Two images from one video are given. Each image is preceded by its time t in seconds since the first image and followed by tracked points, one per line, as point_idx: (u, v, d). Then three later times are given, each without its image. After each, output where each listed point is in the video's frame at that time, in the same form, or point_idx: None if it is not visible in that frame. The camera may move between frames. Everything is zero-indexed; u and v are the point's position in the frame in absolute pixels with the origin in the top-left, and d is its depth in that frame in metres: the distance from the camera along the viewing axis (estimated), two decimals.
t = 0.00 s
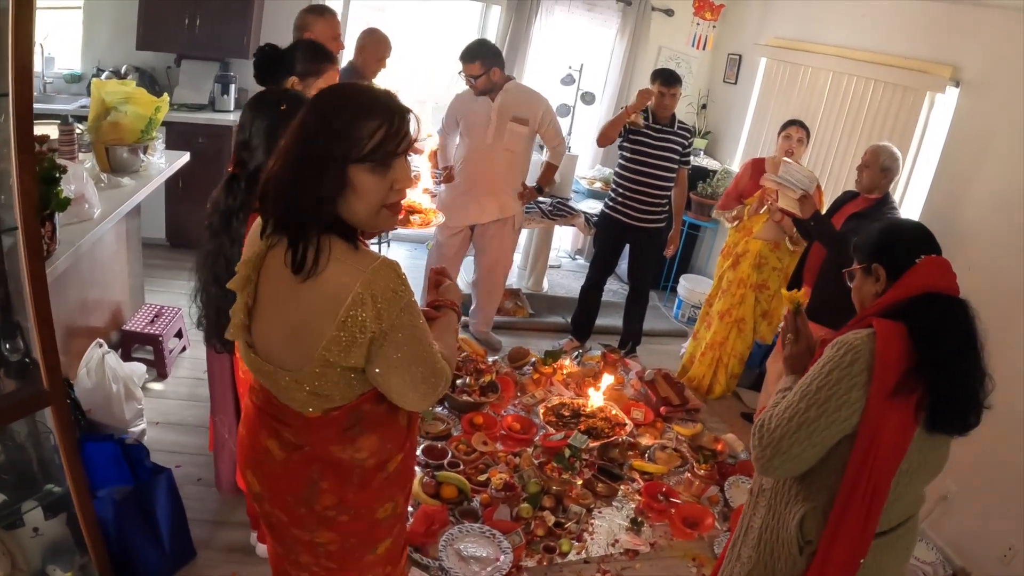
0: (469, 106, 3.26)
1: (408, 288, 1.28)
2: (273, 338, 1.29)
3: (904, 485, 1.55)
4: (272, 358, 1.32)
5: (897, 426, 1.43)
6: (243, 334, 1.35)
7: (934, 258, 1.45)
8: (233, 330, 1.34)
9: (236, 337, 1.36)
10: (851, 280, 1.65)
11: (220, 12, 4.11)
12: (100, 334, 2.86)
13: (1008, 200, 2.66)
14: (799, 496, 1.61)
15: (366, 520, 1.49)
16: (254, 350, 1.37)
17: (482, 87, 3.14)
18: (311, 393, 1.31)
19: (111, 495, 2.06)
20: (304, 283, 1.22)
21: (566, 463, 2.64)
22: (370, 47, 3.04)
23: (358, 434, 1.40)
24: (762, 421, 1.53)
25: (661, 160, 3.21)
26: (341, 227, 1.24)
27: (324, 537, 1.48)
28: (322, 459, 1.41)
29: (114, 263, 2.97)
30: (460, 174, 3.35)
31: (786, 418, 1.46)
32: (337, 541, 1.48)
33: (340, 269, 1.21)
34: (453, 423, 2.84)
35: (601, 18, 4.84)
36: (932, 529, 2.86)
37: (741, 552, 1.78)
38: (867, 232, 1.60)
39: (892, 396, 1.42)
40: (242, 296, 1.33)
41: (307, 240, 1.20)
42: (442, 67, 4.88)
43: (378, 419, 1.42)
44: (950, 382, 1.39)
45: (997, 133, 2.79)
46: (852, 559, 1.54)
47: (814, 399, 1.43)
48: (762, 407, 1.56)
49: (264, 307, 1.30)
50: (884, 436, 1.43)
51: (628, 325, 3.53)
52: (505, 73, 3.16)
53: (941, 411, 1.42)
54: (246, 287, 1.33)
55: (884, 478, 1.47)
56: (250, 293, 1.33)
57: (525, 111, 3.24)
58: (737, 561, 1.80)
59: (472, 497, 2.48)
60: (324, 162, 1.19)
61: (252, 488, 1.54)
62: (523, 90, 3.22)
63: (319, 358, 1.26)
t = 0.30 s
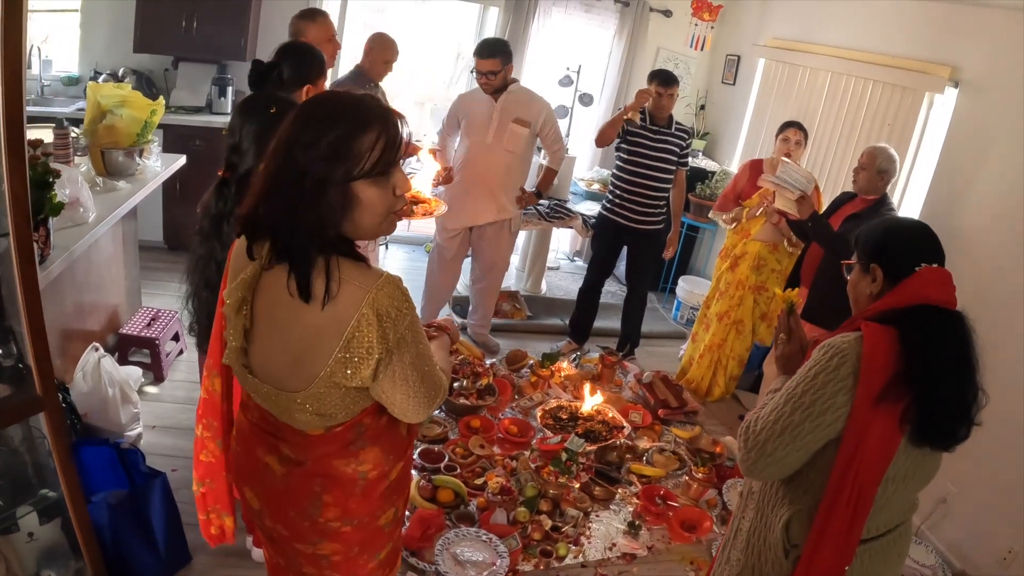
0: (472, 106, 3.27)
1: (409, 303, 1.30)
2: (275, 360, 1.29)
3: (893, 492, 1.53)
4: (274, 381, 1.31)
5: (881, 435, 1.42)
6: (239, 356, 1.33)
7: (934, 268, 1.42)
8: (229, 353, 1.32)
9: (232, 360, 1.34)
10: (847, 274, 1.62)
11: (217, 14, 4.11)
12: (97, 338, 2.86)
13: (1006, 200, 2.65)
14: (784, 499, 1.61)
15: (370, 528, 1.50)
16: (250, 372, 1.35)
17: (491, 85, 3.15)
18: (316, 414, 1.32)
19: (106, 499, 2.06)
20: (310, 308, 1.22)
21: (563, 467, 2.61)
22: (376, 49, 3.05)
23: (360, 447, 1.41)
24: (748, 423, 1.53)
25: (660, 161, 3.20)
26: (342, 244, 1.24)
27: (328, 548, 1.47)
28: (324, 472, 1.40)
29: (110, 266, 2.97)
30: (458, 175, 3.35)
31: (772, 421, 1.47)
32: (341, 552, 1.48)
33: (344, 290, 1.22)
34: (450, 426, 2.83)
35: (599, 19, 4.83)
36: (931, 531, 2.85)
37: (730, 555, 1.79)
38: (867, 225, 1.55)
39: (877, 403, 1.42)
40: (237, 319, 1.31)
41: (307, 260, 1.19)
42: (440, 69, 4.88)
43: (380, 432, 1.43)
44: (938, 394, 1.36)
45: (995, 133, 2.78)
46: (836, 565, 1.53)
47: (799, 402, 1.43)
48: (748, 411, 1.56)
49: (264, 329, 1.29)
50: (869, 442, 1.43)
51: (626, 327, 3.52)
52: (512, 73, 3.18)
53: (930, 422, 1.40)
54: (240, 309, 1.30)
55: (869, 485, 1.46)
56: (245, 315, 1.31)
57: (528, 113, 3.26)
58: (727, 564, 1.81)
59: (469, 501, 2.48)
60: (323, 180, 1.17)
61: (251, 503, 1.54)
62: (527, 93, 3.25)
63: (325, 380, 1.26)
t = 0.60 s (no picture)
0: (473, 105, 3.27)
1: (411, 312, 1.27)
2: (274, 362, 1.29)
3: (893, 492, 1.53)
4: (274, 384, 1.32)
5: (878, 439, 1.42)
6: (244, 357, 1.36)
7: (941, 270, 1.40)
8: (233, 352, 1.35)
9: (238, 361, 1.37)
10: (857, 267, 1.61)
11: (217, 15, 4.11)
12: (99, 339, 2.85)
13: (1008, 198, 2.64)
14: (783, 495, 1.62)
15: (373, 541, 1.47)
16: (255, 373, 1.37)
17: (497, 82, 3.16)
18: (313, 420, 1.31)
19: (110, 502, 2.06)
20: (304, 312, 1.21)
21: (568, 467, 2.62)
22: (388, 51, 3.05)
23: (363, 459, 1.39)
24: (748, 419, 1.53)
25: (660, 160, 3.20)
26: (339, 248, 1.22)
27: (330, 557, 1.46)
28: (327, 481, 1.39)
29: (112, 267, 2.96)
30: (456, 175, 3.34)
31: (771, 418, 1.47)
32: (343, 561, 1.46)
33: (339, 295, 1.20)
34: (454, 427, 2.82)
35: (601, 19, 4.83)
36: (935, 530, 2.84)
37: (730, 547, 1.80)
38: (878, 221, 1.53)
39: (876, 406, 1.41)
40: (242, 319, 1.34)
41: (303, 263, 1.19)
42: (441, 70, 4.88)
43: (385, 443, 1.41)
44: (937, 399, 1.35)
45: (998, 132, 2.77)
46: (832, 564, 1.52)
47: (798, 400, 1.43)
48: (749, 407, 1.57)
49: (264, 331, 1.30)
50: (867, 443, 1.42)
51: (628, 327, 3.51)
52: (515, 74, 3.19)
53: (930, 427, 1.38)
54: (244, 309, 1.33)
55: (868, 485, 1.45)
56: (249, 315, 1.33)
57: (527, 116, 3.27)
58: (727, 557, 1.81)
59: (474, 502, 2.47)
60: (323, 179, 1.16)
61: (258, 507, 1.54)
62: (526, 95, 3.25)
63: (321, 385, 1.25)
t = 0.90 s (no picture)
0: (475, 104, 3.25)
1: (424, 313, 1.24)
2: (285, 362, 1.28)
3: (892, 488, 1.50)
4: (285, 383, 1.31)
5: (877, 431, 1.40)
6: (254, 356, 1.35)
7: (950, 271, 1.35)
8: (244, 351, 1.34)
9: (248, 360, 1.36)
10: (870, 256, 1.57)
11: (219, 15, 4.10)
12: (101, 341, 2.83)
13: (1011, 195, 2.64)
14: (782, 485, 1.61)
15: (383, 545, 1.46)
16: (266, 372, 1.36)
17: (494, 80, 3.14)
18: (324, 420, 1.30)
19: (115, 505, 2.02)
20: (316, 311, 1.19)
21: (575, 467, 2.62)
22: (395, 50, 3.04)
23: (374, 463, 1.37)
24: (749, 410, 1.52)
25: (662, 159, 3.19)
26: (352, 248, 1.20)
27: (340, 560, 1.45)
28: (338, 484, 1.38)
29: (115, 268, 2.94)
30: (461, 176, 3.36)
31: (771, 411, 1.46)
32: (354, 565, 1.46)
33: (350, 294, 1.18)
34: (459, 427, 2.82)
35: (602, 18, 4.83)
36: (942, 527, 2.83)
37: (731, 536, 1.78)
38: (897, 210, 1.46)
39: (875, 402, 1.38)
40: (253, 317, 1.33)
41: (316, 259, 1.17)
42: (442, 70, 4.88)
43: (397, 445, 1.40)
44: (938, 398, 1.32)
45: (1001, 128, 2.77)
46: (829, 557, 1.51)
47: (798, 392, 1.42)
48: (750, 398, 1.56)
49: (275, 330, 1.29)
50: (863, 438, 1.41)
51: (633, 327, 3.51)
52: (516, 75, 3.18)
53: (926, 431, 1.37)
54: (255, 307, 1.32)
55: (864, 479, 1.43)
56: (260, 313, 1.32)
57: (529, 116, 3.25)
58: (727, 547, 1.80)
59: (480, 502, 2.46)
60: (329, 175, 1.16)
61: (268, 508, 1.54)
62: (528, 95, 3.24)
63: (332, 386, 1.23)
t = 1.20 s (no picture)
0: (482, 105, 3.26)
1: (439, 307, 1.30)
2: (300, 365, 1.29)
3: (879, 484, 1.48)
4: (300, 386, 1.32)
5: (864, 423, 1.39)
6: (264, 361, 1.35)
7: (945, 268, 1.35)
8: (255, 356, 1.34)
9: (257, 365, 1.36)
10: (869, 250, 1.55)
11: (218, 15, 4.10)
12: (103, 343, 2.83)
13: (1011, 191, 2.64)
14: (771, 475, 1.60)
15: (398, 537, 1.52)
16: (276, 376, 1.37)
17: (503, 77, 3.14)
18: (342, 419, 1.33)
19: (117, 507, 2.03)
20: (336, 314, 1.22)
21: (578, 465, 2.62)
22: (392, 50, 3.04)
23: (391, 456, 1.43)
24: (740, 401, 1.53)
25: (662, 157, 3.18)
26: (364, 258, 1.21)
27: (357, 557, 1.50)
28: (354, 481, 1.43)
29: (116, 270, 2.94)
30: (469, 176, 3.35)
31: (760, 403, 1.47)
32: (370, 561, 1.51)
33: (371, 294, 1.22)
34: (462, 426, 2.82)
35: (602, 16, 4.84)
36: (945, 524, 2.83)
37: (722, 526, 1.77)
38: (902, 202, 1.45)
39: (860, 400, 1.37)
40: (262, 322, 1.31)
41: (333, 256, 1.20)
42: (442, 69, 4.88)
43: (411, 439, 1.45)
44: (925, 394, 1.32)
45: (1001, 124, 2.77)
46: (813, 550, 1.50)
47: (785, 385, 1.42)
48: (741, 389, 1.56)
49: (288, 336, 1.29)
50: (847, 438, 1.40)
51: (635, 325, 3.51)
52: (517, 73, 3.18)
53: (915, 430, 1.35)
54: (264, 313, 1.30)
55: (847, 472, 1.42)
56: (269, 319, 1.31)
57: (538, 117, 3.27)
58: (717, 539, 1.79)
59: (484, 501, 2.45)
60: (328, 183, 1.18)
61: (276, 511, 1.55)
62: (537, 96, 3.26)
63: (355, 384, 1.27)
